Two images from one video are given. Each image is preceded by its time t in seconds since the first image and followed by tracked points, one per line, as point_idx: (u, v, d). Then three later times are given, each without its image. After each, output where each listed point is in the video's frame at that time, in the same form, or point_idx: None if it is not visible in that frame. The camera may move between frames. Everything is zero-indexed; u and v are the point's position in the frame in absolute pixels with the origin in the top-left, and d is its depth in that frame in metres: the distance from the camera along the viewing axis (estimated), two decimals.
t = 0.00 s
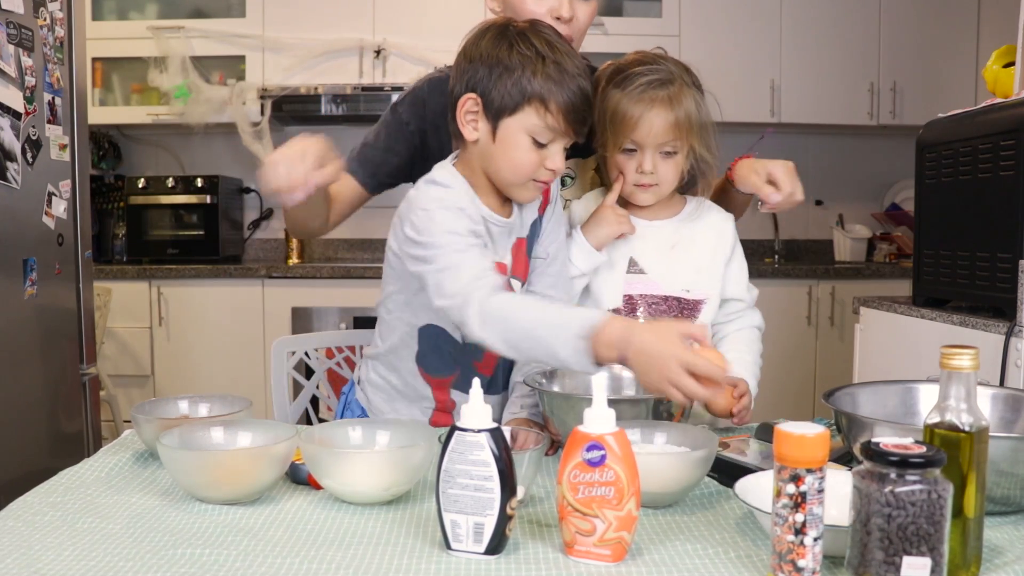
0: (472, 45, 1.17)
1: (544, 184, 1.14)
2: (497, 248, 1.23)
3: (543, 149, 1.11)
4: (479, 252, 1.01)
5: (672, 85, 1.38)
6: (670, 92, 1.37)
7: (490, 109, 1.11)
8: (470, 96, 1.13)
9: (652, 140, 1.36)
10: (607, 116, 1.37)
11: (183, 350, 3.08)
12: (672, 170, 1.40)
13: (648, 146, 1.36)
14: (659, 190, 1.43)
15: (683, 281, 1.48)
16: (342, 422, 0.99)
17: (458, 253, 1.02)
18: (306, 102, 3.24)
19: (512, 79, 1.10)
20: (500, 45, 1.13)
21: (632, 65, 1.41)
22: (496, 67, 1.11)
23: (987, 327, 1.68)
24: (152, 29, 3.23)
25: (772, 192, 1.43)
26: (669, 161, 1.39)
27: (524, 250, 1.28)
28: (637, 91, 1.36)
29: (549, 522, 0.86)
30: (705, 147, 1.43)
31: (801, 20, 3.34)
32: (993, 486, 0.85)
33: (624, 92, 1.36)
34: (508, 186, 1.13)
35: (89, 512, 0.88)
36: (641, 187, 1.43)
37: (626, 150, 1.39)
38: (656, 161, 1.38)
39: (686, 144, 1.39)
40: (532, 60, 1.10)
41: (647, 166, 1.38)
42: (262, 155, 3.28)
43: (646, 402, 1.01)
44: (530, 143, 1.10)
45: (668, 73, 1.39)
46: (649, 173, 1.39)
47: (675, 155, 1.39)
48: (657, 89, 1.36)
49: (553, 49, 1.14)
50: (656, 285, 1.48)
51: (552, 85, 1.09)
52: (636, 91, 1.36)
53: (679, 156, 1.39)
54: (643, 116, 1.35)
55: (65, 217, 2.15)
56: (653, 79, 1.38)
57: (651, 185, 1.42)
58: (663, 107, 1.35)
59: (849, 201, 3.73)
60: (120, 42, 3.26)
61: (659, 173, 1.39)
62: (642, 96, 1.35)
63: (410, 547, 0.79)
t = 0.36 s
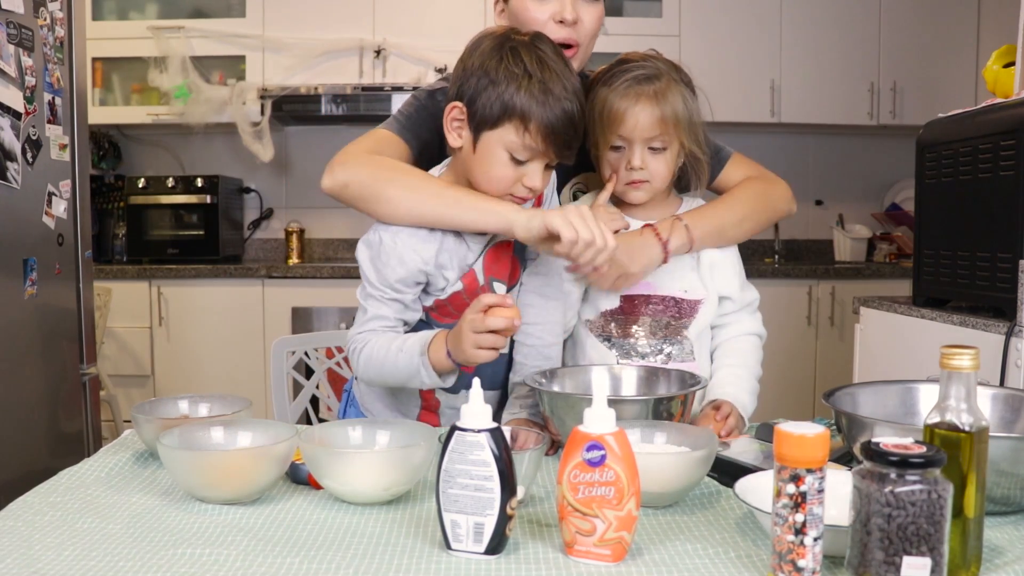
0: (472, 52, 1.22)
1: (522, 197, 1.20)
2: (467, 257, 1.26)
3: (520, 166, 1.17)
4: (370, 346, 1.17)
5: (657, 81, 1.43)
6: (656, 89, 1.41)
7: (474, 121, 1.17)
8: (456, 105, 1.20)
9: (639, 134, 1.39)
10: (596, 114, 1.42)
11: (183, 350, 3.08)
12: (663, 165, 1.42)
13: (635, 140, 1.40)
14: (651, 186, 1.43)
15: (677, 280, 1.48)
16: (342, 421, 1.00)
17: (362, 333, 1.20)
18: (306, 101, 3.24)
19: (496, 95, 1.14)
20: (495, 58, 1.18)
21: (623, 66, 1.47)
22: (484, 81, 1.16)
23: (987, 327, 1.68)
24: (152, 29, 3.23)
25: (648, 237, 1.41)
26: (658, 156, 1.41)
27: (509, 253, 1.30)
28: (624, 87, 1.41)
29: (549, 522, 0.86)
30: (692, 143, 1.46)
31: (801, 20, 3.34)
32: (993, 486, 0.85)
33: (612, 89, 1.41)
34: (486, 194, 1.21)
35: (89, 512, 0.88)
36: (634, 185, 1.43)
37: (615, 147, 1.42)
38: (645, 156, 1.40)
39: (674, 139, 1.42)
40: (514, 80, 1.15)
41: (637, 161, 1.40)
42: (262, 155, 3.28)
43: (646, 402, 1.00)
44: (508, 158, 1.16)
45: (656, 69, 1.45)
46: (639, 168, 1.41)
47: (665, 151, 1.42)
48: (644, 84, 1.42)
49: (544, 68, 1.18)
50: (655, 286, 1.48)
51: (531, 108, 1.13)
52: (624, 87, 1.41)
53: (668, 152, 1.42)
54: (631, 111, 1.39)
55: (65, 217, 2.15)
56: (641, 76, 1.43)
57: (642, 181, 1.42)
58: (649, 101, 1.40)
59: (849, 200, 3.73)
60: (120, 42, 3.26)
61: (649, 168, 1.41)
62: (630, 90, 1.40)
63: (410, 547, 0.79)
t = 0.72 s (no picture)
0: (456, 62, 1.24)
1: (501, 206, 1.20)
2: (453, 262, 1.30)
3: (495, 177, 1.16)
4: (376, 361, 1.21)
5: (655, 78, 1.44)
6: (653, 86, 1.42)
7: (451, 132, 1.18)
8: (437, 115, 1.22)
9: (635, 131, 1.40)
10: (594, 112, 1.43)
11: (183, 350, 3.08)
12: (659, 163, 1.42)
13: (631, 136, 1.40)
14: (648, 184, 1.43)
15: (668, 282, 1.47)
16: (342, 421, 1.00)
17: (368, 347, 1.25)
18: (306, 102, 3.24)
19: (469, 106, 1.15)
20: (476, 68, 1.19)
21: (621, 66, 1.48)
22: (460, 93, 1.17)
23: (987, 327, 1.68)
24: (152, 29, 3.23)
25: (626, 262, 1.40)
26: (654, 154, 1.42)
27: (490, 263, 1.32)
28: (621, 84, 1.43)
29: (549, 521, 0.86)
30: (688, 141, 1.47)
31: (802, 19, 3.34)
32: (993, 486, 0.85)
33: (609, 87, 1.43)
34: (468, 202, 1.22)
35: (89, 511, 0.88)
36: (629, 182, 1.43)
37: (612, 145, 1.42)
38: (642, 154, 1.41)
39: (670, 137, 1.43)
40: (487, 91, 1.15)
41: (634, 158, 1.40)
42: (262, 155, 3.28)
43: (647, 402, 1.00)
44: (483, 169, 1.16)
45: (653, 66, 1.46)
46: (636, 165, 1.41)
47: (661, 148, 1.42)
48: (642, 81, 1.43)
49: (519, 79, 1.17)
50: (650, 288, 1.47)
51: (500, 120, 1.13)
52: (620, 83, 1.43)
53: (664, 149, 1.43)
54: (627, 108, 1.40)
55: (65, 217, 2.15)
56: (639, 74, 1.44)
57: (638, 178, 1.42)
58: (646, 98, 1.41)
59: (849, 200, 3.73)
60: (120, 42, 3.26)
61: (645, 166, 1.41)
62: (626, 87, 1.42)
63: (410, 547, 0.79)
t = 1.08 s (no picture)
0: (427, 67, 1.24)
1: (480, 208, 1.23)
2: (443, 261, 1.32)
3: (471, 181, 1.19)
4: (397, 372, 1.20)
5: (668, 65, 1.45)
6: (668, 73, 1.43)
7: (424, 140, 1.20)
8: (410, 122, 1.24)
9: (654, 117, 1.40)
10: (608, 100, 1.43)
11: (183, 346, 3.08)
12: (675, 150, 1.43)
13: (650, 122, 1.40)
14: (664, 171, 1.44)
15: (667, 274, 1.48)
16: (342, 416, 1.00)
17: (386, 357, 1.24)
18: (306, 97, 3.24)
19: (438, 115, 1.16)
20: (442, 75, 1.19)
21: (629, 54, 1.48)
22: (429, 102, 1.18)
23: (986, 322, 1.68)
24: (151, 24, 3.22)
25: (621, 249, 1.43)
26: (672, 140, 1.43)
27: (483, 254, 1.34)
28: (636, 71, 1.42)
29: (548, 516, 0.86)
30: (701, 129, 1.48)
31: (802, 14, 3.34)
32: (992, 480, 0.85)
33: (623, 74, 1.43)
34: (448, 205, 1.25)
35: (89, 506, 0.88)
36: (645, 168, 1.43)
37: (628, 132, 1.42)
38: (659, 141, 1.41)
39: (686, 123, 1.43)
40: (453, 101, 1.16)
41: (653, 143, 1.41)
42: (262, 151, 3.28)
43: (648, 396, 1.00)
44: (458, 174, 1.18)
45: (664, 55, 1.47)
46: (654, 150, 1.41)
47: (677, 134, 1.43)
48: (656, 68, 1.43)
49: (486, 85, 1.17)
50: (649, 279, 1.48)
51: (467, 129, 1.14)
52: (636, 71, 1.42)
53: (681, 135, 1.44)
54: (644, 95, 1.40)
55: (65, 212, 2.15)
56: (652, 62, 1.44)
57: (655, 165, 1.43)
58: (664, 84, 1.41)
59: (848, 195, 3.73)
60: (120, 37, 3.25)
61: (663, 152, 1.42)
62: (642, 74, 1.42)
63: (410, 542, 0.79)
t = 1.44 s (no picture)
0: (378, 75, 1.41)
1: (423, 194, 1.34)
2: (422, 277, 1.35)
3: (409, 167, 1.31)
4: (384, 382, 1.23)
5: (646, 104, 1.47)
6: (644, 113, 1.45)
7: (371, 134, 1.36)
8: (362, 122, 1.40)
9: (626, 160, 1.43)
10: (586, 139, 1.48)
11: (180, 367, 3.08)
12: (652, 189, 1.45)
13: (622, 165, 1.44)
14: (643, 208, 1.47)
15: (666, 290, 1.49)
16: (339, 437, 0.99)
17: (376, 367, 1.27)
18: (300, 118, 3.25)
19: (378, 107, 1.32)
20: (385, 75, 1.36)
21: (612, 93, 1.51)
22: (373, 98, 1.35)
23: (982, 333, 1.69)
24: (146, 47, 3.24)
25: (635, 250, 1.45)
26: (648, 180, 1.45)
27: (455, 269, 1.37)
28: (614, 113, 1.45)
29: (546, 534, 0.86)
30: (683, 165, 1.49)
31: (793, 29, 3.36)
32: (990, 492, 0.85)
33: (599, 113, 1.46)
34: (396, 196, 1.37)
35: (87, 530, 0.88)
36: (623, 207, 1.48)
37: (605, 171, 1.47)
38: (633, 181, 1.45)
39: (663, 163, 1.45)
40: (392, 95, 1.32)
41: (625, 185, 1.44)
42: (257, 171, 3.29)
43: (648, 412, 1.00)
44: (398, 162, 1.32)
45: (645, 95, 1.49)
46: (628, 191, 1.45)
47: (653, 173, 1.45)
48: (633, 110, 1.45)
49: (422, 82, 1.33)
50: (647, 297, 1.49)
51: (402, 117, 1.29)
52: (612, 112, 1.45)
53: (658, 175, 1.45)
54: (617, 136, 1.43)
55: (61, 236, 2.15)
56: (630, 101, 1.47)
57: (632, 204, 1.47)
58: (636, 126, 1.43)
59: (843, 208, 3.74)
60: (115, 60, 3.27)
61: (638, 193, 1.45)
62: (619, 114, 1.44)
63: (409, 562, 0.79)
